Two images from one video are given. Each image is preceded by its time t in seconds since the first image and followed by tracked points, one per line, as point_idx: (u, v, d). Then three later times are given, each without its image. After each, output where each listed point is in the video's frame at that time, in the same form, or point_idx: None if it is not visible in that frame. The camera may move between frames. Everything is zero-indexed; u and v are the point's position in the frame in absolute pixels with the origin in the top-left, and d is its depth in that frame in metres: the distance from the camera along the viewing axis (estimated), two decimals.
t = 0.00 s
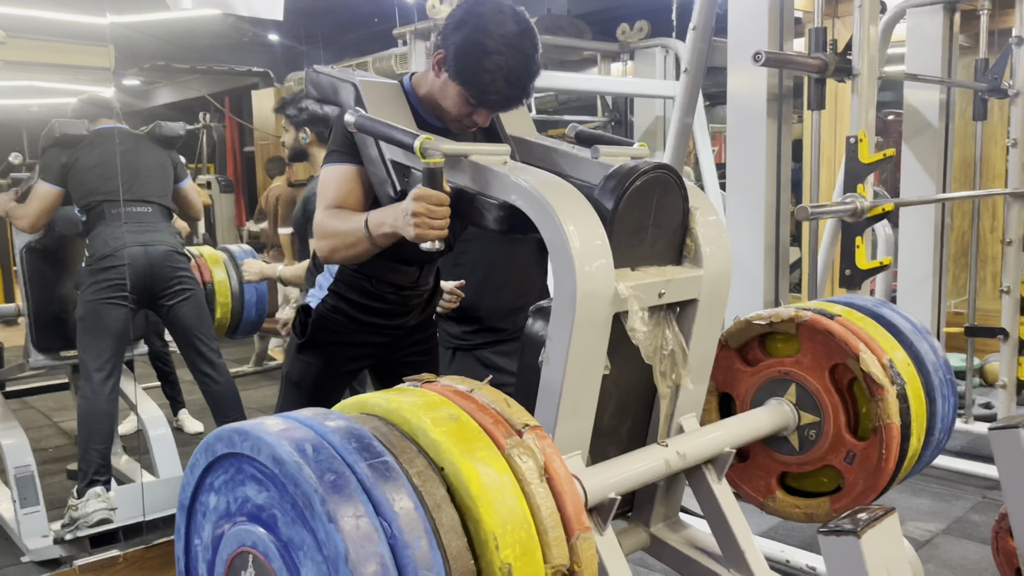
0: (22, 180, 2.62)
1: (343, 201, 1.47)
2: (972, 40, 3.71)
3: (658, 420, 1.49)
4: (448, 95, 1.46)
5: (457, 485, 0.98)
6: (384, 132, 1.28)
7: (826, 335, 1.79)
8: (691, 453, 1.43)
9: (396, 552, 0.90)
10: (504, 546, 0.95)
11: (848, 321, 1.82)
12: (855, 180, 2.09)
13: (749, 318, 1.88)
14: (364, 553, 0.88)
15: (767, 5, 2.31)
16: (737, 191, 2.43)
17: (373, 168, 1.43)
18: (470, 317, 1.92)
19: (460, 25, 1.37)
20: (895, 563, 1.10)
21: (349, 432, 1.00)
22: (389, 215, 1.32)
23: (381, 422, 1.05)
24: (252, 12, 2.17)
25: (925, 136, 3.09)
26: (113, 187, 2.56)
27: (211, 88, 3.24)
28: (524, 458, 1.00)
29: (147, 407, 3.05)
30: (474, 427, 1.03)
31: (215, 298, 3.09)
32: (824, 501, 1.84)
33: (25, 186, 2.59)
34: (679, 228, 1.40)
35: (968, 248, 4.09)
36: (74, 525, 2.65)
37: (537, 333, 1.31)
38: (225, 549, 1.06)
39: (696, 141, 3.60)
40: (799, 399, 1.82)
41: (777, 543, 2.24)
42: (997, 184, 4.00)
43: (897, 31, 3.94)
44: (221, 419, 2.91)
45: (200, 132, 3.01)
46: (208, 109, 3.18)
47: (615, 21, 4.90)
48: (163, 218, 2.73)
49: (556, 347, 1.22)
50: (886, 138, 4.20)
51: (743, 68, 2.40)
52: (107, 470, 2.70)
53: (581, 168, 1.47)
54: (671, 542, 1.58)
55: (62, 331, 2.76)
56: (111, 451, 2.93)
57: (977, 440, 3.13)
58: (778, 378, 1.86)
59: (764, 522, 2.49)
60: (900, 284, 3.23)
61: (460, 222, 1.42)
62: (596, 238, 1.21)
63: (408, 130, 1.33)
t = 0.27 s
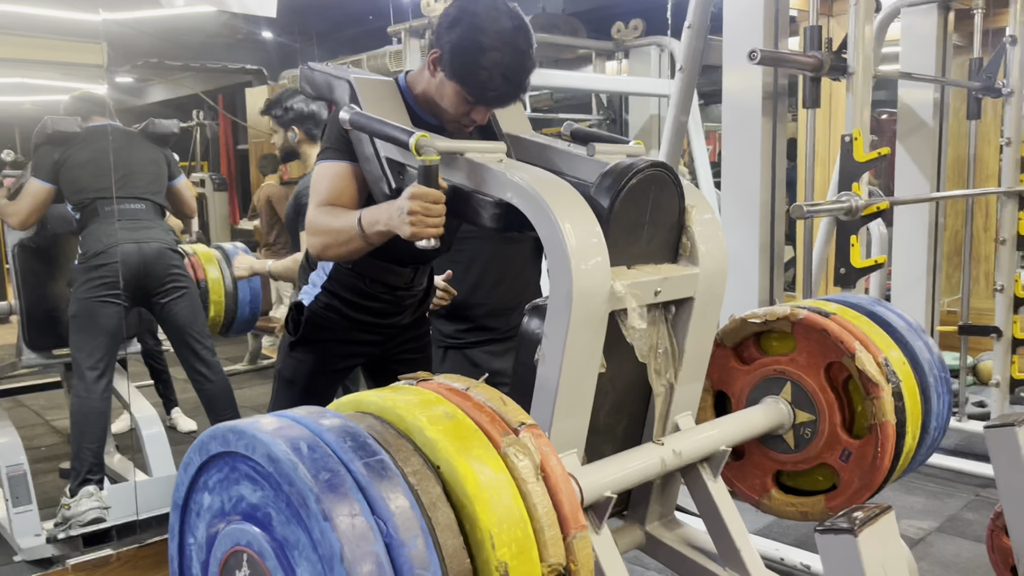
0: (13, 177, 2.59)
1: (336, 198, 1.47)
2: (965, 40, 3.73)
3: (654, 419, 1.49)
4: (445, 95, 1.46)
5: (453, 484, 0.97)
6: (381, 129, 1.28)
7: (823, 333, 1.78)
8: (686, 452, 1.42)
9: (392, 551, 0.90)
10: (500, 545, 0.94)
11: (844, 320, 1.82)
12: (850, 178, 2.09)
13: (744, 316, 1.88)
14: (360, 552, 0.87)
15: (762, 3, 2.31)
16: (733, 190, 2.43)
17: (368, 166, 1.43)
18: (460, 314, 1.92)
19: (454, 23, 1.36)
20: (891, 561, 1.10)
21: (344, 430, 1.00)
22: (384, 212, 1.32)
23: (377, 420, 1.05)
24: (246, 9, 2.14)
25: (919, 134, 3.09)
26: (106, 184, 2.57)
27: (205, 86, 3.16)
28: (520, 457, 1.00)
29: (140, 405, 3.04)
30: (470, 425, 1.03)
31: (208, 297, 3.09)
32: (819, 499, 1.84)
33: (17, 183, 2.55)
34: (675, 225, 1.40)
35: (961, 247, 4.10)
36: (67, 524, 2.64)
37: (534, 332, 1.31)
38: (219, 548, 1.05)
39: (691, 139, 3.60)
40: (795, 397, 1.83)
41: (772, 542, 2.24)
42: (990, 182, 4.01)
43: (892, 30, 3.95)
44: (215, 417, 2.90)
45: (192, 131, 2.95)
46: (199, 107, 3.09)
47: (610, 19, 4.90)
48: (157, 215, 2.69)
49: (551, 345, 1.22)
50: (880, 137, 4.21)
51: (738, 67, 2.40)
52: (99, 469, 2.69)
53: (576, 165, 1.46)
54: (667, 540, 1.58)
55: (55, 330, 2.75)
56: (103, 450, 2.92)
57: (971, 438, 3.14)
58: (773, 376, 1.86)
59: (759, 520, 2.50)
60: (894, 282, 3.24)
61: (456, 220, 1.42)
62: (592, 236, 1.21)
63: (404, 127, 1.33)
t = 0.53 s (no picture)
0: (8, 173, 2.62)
1: (328, 194, 1.47)
2: (963, 39, 3.73)
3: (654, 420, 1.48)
4: (441, 65, 1.46)
5: (452, 484, 0.97)
6: (378, 128, 1.27)
7: (821, 332, 1.78)
8: (685, 452, 1.42)
9: (390, 552, 0.89)
10: (499, 545, 0.94)
11: (842, 319, 1.81)
12: (848, 177, 2.09)
13: (743, 315, 1.88)
14: (358, 553, 0.87)
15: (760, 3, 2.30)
16: (731, 189, 2.43)
17: (366, 165, 1.43)
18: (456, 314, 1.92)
19: None
20: (891, 561, 1.10)
21: (342, 430, 0.99)
22: (376, 213, 1.32)
23: (375, 420, 1.04)
24: (245, 7, 2.15)
25: (917, 134, 3.09)
26: (102, 183, 2.59)
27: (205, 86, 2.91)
28: (518, 457, 1.00)
29: (136, 405, 3.03)
30: (469, 425, 1.02)
31: (205, 296, 3.08)
32: (818, 499, 1.84)
33: (13, 180, 2.55)
34: (673, 225, 1.40)
35: (958, 246, 4.11)
36: (63, 524, 2.63)
37: (532, 331, 1.31)
38: (217, 549, 1.05)
39: (688, 139, 3.59)
40: (793, 397, 1.83)
41: (769, 541, 2.24)
42: (987, 182, 4.01)
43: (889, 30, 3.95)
44: (212, 417, 2.89)
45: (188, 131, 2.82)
46: (195, 105, 2.77)
47: (608, 18, 4.90)
48: (153, 215, 2.70)
49: (550, 345, 1.22)
50: (877, 136, 4.21)
51: (735, 66, 2.40)
52: (95, 469, 2.69)
53: (574, 165, 1.46)
54: (665, 540, 1.58)
55: (51, 329, 2.76)
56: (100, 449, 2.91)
57: (968, 437, 3.14)
58: (771, 376, 1.86)
59: (756, 519, 2.50)
60: (892, 281, 3.24)
61: (454, 219, 1.42)
62: (590, 235, 1.20)
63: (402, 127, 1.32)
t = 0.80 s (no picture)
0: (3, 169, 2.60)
1: (329, 191, 1.46)
2: (961, 38, 3.73)
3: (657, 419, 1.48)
4: (438, 59, 1.46)
5: (452, 483, 0.97)
6: (377, 125, 1.27)
7: (822, 331, 1.78)
8: (685, 451, 1.42)
9: (390, 553, 0.89)
10: (499, 546, 0.94)
11: (842, 318, 1.81)
12: (847, 177, 2.09)
13: (743, 313, 1.87)
14: (358, 553, 0.86)
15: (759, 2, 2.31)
16: (730, 188, 2.43)
17: (365, 162, 1.44)
18: (454, 316, 1.92)
19: None
20: (891, 561, 1.10)
21: (342, 430, 0.99)
22: (378, 210, 1.32)
23: (375, 420, 1.04)
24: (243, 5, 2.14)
25: (915, 133, 3.09)
26: (100, 182, 2.64)
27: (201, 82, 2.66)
28: (519, 457, 1.00)
29: (134, 404, 3.03)
30: (469, 424, 1.02)
31: (202, 294, 3.05)
32: (818, 498, 1.84)
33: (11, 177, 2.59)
34: (674, 223, 1.39)
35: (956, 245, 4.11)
36: (61, 523, 2.64)
37: (531, 330, 1.31)
38: (215, 548, 1.04)
39: (687, 138, 3.59)
40: (792, 396, 1.83)
41: (768, 540, 2.24)
42: (985, 181, 4.02)
43: (887, 29, 3.95)
44: (210, 418, 2.89)
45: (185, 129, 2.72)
46: (194, 105, 2.65)
47: (606, 17, 4.90)
48: (151, 215, 2.71)
49: (550, 343, 1.22)
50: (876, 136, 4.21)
51: (734, 65, 2.40)
52: (93, 469, 2.69)
53: (574, 163, 1.46)
54: (665, 539, 1.58)
55: (49, 328, 2.75)
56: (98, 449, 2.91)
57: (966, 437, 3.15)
58: (771, 374, 1.86)
59: (755, 518, 2.50)
60: (890, 280, 3.24)
61: (453, 217, 1.42)
62: (590, 233, 1.20)
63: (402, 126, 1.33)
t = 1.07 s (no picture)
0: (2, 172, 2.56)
1: (325, 198, 1.45)
2: (961, 37, 3.73)
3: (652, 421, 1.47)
4: (432, 65, 1.46)
5: (445, 486, 0.96)
6: (372, 132, 1.27)
7: (817, 332, 1.78)
8: (680, 454, 1.42)
9: (383, 556, 0.89)
10: (492, 548, 0.94)
11: (838, 320, 1.81)
12: (845, 176, 2.09)
13: (738, 316, 1.87)
14: (350, 557, 0.86)
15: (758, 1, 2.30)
16: (729, 187, 2.43)
17: (360, 169, 1.43)
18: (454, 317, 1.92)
19: None
20: (888, 561, 1.10)
21: (335, 434, 0.99)
22: (374, 214, 1.30)
23: (368, 424, 1.04)
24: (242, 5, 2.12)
25: (914, 132, 3.09)
26: (100, 182, 2.59)
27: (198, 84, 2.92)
28: (511, 459, 0.99)
29: (134, 404, 3.03)
30: (462, 427, 1.02)
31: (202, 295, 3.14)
32: (815, 500, 1.84)
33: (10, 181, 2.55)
34: (667, 226, 1.39)
35: (956, 244, 4.11)
36: (60, 524, 2.63)
37: (526, 333, 1.30)
38: (210, 552, 1.04)
39: (686, 137, 3.59)
40: (789, 398, 1.82)
41: (767, 540, 2.24)
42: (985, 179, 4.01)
43: (887, 28, 3.95)
44: (210, 418, 2.89)
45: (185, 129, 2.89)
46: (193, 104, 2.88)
47: (606, 16, 4.90)
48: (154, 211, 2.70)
49: (544, 347, 1.21)
50: (875, 135, 4.21)
51: (733, 64, 2.39)
52: (91, 469, 2.68)
53: (566, 167, 1.46)
54: (663, 541, 1.57)
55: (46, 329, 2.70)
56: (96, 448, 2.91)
57: (965, 436, 3.14)
58: (768, 377, 1.86)
59: (754, 518, 2.50)
60: (889, 279, 3.24)
61: (448, 221, 1.41)
62: (584, 238, 1.20)
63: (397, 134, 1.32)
